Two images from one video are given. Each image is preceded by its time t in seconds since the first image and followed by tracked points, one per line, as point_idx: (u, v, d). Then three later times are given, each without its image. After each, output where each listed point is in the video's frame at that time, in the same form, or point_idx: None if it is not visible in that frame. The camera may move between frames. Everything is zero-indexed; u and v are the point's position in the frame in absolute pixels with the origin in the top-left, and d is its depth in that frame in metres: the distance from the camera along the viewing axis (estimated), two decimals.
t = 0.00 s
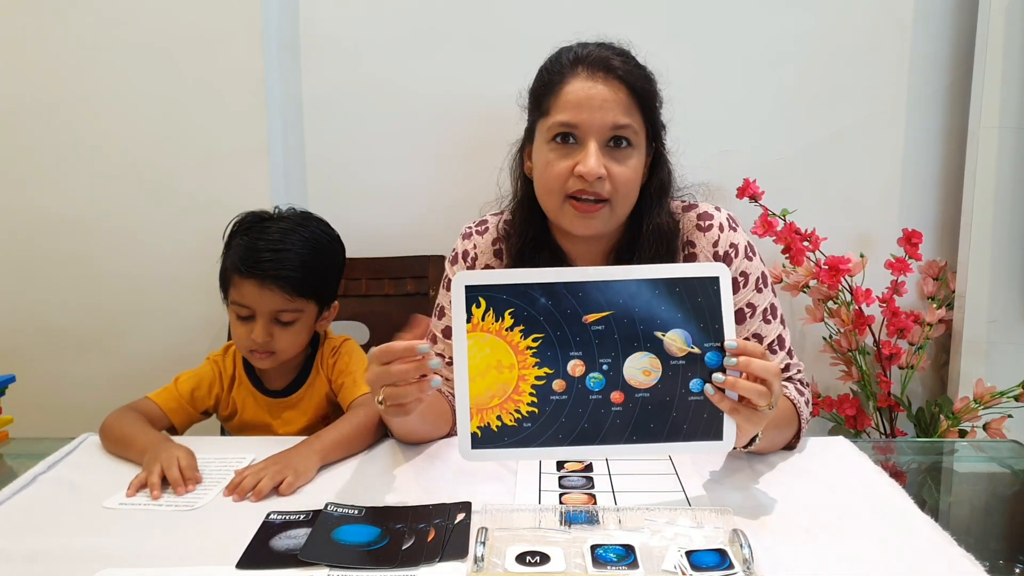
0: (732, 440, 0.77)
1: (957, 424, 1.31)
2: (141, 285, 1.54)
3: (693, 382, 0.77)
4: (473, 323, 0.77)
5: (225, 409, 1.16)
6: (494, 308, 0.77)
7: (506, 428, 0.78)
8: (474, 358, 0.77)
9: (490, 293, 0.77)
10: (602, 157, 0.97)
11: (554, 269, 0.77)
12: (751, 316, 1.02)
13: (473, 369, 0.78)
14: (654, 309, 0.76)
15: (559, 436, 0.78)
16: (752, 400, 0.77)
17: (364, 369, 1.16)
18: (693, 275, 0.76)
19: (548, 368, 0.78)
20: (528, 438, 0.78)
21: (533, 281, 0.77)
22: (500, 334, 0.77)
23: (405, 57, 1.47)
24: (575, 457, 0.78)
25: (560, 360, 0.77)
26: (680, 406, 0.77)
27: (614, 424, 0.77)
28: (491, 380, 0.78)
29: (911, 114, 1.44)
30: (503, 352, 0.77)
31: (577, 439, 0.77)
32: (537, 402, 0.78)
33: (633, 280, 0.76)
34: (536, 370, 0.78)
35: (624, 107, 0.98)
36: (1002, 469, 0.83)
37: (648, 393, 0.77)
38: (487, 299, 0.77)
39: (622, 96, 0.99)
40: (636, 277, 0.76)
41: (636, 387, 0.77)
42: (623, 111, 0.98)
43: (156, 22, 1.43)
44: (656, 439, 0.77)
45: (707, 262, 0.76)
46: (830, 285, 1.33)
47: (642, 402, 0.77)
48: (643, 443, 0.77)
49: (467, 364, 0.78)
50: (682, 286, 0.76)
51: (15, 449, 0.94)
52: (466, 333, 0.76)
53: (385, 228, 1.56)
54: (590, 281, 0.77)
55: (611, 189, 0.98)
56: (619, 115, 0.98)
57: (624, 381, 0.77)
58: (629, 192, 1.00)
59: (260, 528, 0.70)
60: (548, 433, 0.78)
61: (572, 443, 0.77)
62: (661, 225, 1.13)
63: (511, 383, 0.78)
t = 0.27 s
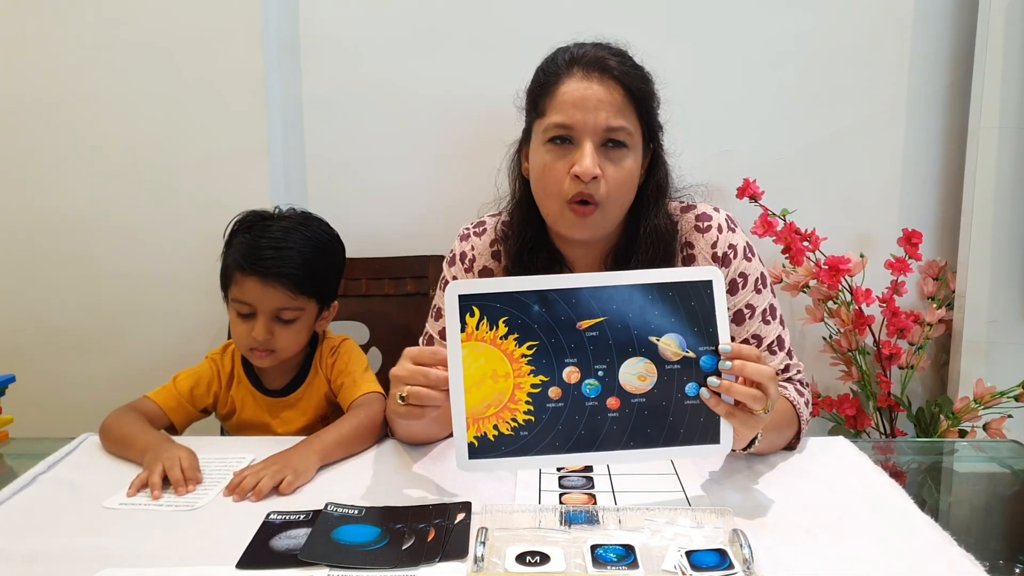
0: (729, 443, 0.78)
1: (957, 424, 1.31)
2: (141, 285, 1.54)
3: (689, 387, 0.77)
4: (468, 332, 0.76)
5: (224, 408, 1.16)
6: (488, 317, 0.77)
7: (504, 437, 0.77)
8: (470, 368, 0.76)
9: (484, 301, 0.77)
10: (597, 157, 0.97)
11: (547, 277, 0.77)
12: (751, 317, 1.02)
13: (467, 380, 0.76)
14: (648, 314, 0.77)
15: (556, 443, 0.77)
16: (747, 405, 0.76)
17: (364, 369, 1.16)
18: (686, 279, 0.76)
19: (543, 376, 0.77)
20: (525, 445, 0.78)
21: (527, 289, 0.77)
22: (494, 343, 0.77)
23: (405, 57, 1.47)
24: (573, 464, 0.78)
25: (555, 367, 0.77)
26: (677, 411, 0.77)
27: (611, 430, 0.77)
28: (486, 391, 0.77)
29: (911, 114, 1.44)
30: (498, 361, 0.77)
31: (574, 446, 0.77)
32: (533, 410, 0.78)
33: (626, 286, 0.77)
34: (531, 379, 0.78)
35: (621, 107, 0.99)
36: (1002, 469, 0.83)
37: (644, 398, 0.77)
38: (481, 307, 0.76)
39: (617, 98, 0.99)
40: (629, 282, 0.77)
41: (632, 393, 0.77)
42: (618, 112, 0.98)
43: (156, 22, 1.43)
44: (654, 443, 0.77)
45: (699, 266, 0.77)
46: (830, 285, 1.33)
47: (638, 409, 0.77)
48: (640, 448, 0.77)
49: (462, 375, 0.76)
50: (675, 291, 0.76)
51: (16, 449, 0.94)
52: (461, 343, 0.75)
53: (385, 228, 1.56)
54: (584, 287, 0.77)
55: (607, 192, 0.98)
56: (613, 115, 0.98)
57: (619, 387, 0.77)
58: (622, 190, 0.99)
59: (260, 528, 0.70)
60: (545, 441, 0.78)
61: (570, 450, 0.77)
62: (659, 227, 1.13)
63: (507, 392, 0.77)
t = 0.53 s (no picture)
0: (723, 444, 0.78)
1: (957, 424, 1.31)
2: (141, 285, 1.54)
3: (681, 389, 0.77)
4: (458, 340, 0.77)
5: (223, 407, 1.16)
6: (478, 325, 0.77)
7: (498, 442, 0.77)
8: (460, 375, 0.77)
9: (472, 309, 0.77)
10: (607, 145, 0.97)
11: (532, 282, 0.77)
12: (751, 316, 1.02)
13: (459, 388, 0.77)
14: (635, 317, 0.76)
15: (550, 448, 0.78)
16: (738, 404, 0.76)
17: (363, 369, 1.15)
18: (672, 280, 0.76)
19: (535, 382, 0.77)
20: (520, 445, 0.78)
21: (514, 296, 0.76)
22: (485, 350, 0.77)
23: (405, 57, 1.47)
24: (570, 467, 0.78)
25: (546, 371, 0.77)
26: (670, 414, 0.77)
27: (603, 433, 0.77)
28: (479, 398, 0.77)
29: (911, 114, 1.44)
30: (489, 366, 0.77)
31: (568, 449, 0.77)
32: (526, 416, 0.78)
33: (612, 289, 0.76)
34: (523, 385, 0.77)
35: (625, 99, 1.00)
36: (1002, 469, 0.83)
37: (636, 400, 0.77)
38: (470, 316, 0.76)
39: (623, 88, 1.00)
40: (615, 285, 0.76)
41: (624, 396, 0.77)
42: (624, 102, 0.99)
43: (156, 21, 1.43)
44: (647, 444, 0.77)
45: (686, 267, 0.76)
46: (830, 285, 1.32)
47: (630, 413, 0.77)
48: (634, 450, 0.77)
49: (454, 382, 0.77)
50: (664, 294, 0.76)
51: (15, 449, 0.94)
52: (451, 351, 0.76)
53: (385, 227, 1.56)
54: (571, 292, 0.77)
55: (615, 177, 0.98)
56: (620, 103, 0.99)
57: (611, 391, 0.77)
58: (633, 180, 1.00)
59: (260, 528, 0.70)
60: (539, 445, 0.78)
61: (564, 454, 0.77)
62: (660, 223, 1.12)
63: (499, 399, 0.77)
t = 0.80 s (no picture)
0: (721, 438, 0.78)
1: (957, 424, 1.31)
2: (142, 285, 1.54)
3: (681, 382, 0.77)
4: (461, 328, 0.77)
5: (223, 407, 1.16)
6: (481, 314, 0.77)
7: (498, 430, 0.78)
8: (462, 363, 0.77)
9: (476, 298, 0.77)
10: (594, 139, 0.97)
11: (539, 273, 0.77)
12: (750, 315, 1.02)
13: (462, 374, 0.77)
14: (638, 309, 0.76)
15: (550, 437, 0.78)
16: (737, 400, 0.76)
17: (363, 368, 1.15)
18: (673, 274, 0.76)
19: (536, 372, 0.77)
20: (519, 436, 0.78)
21: (518, 286, 0.76)
22: (487, 338, 0.77)
23: (405, 57, 1.47)
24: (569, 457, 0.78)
25: (547, 361, 0.77)
26: (670, 406, 0.77)
27: (603, 424, 0.77)
28: (480, 386, 0.77)
29: (911, 114, 1.44)
30: (490, 356, 0.77)
31: (567, 439, 0.78)
32: (526, 405, 0.78)
33: (616, 283, 0.76)
34: (524, 374, 0.78)
35: (623, 96, 0.99)
36: (1002, 469, 0.83)
37: (636, 392, 0.77)
38: (473, 304, 0.76)
39: (621, 84, 0.99)
40: (619, 277, 0.76)
41: (624, 388, 0.77)
42: (621, 99, 0.99)
43: (156, 21, 1.43)
44: (647, 437, 0.77)
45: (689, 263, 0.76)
46: (830, 285, 1.32)
47: (630, 404, 0.77)
48: (633, 442, 0.77)
49: (456, 370, 0.77)
50: (665, 286, 0.76)
51: (15, 449, 0.94)
52: (454, 340, 0.76)
53: (386, 227, 1.56)
54: (574, 283, 0.77)
55: (602, 172, 0.98)
56: (615, 101, 0.98)
57: (611, 382, 0.77)
58: (619, 176, 0.99)
59: (260, 528, 0.70)
60: (539, 435, 0.78)
61: (564, 442, 0.78)
62: (660, 227, 1.13)
63: (500, 387, 0.78)
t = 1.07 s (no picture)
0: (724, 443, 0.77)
1: (957, 424, 1.31)
2: (142, 285, 1.54)
3: (683, 385, 0.77)
4: (465, 327, 0.77)
5: (222, 408, 1.16)
6: (485, 313, 0.77)
7: (499, 430, 0.78)
8: (467, 361, 0.77)
9: (480, 298, 0.77)
10: (603, 149, 0.97)
11: (544, 274, 0.77)
12: (750, 315, 1.02)
13: (464, 374, 0.77)
14: (642, 312, 0.76)
15: (552, 438, 0.78)
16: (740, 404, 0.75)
17: (362, 368, 1.15)
18: (682, 278, 0.76)
19: (538, 372, 0.78)
20: (521, 436, 0.78)
21: (523, 287, 0.76)
22: (490, 338, 0.77)
23: (404, 57, 1.47)
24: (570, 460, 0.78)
25: (551, 362, 0.77)
26: (672, 409, 0.77)
27: (606, 426, 0.77)
28: (483, 385, 0.77)
29: (911, 114, 1.44)
30: (493, 356, 0.77)
31: (570, 441, 0.78)
32: (528, 405, 0.78)
33: (622, 286, 0.76)
34: (526, 374, 0.78)
35: (637, 109, 0.98)
36: (1002, 469, 0.83)
37: (639, 395, 0.77)
38: (477, 303, 0.76)
39: (637, 99, 0.98)
40: (624, 280, 0.76)
41: (627, 390, 0.77)
42: (634, 114, 0.98)
43: (155, 21, 1.43)
44: (649, 440, 0.77)
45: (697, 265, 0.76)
46: (830, 285, 1.32)
47: (633, 406, 0.77)
48: (636, 445, 0.77)
49: (460, 368, 0.77)
50: (671, 290, 0.76)
51: (15, 449, 0.94)
52: (458, 338, 0.76)
53: (386, 227, 1.56)
54: (577, 286, 0.76)
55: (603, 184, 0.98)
56: (626, 116, 0.97)
57: (614, 384, 0.77)
58: (620, 188, 0.99)
59: (260, 528, 0.70)
60: (540, 435, 0.78)
61: (565, 444, 0.78)
62: (665, 244, 1.13)
63: (502, 387, 0.78)
